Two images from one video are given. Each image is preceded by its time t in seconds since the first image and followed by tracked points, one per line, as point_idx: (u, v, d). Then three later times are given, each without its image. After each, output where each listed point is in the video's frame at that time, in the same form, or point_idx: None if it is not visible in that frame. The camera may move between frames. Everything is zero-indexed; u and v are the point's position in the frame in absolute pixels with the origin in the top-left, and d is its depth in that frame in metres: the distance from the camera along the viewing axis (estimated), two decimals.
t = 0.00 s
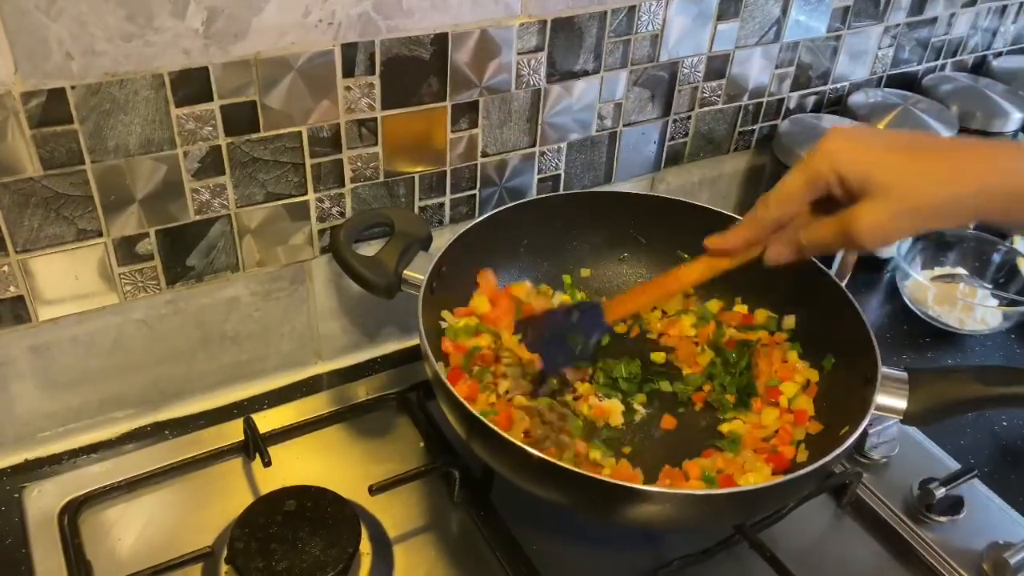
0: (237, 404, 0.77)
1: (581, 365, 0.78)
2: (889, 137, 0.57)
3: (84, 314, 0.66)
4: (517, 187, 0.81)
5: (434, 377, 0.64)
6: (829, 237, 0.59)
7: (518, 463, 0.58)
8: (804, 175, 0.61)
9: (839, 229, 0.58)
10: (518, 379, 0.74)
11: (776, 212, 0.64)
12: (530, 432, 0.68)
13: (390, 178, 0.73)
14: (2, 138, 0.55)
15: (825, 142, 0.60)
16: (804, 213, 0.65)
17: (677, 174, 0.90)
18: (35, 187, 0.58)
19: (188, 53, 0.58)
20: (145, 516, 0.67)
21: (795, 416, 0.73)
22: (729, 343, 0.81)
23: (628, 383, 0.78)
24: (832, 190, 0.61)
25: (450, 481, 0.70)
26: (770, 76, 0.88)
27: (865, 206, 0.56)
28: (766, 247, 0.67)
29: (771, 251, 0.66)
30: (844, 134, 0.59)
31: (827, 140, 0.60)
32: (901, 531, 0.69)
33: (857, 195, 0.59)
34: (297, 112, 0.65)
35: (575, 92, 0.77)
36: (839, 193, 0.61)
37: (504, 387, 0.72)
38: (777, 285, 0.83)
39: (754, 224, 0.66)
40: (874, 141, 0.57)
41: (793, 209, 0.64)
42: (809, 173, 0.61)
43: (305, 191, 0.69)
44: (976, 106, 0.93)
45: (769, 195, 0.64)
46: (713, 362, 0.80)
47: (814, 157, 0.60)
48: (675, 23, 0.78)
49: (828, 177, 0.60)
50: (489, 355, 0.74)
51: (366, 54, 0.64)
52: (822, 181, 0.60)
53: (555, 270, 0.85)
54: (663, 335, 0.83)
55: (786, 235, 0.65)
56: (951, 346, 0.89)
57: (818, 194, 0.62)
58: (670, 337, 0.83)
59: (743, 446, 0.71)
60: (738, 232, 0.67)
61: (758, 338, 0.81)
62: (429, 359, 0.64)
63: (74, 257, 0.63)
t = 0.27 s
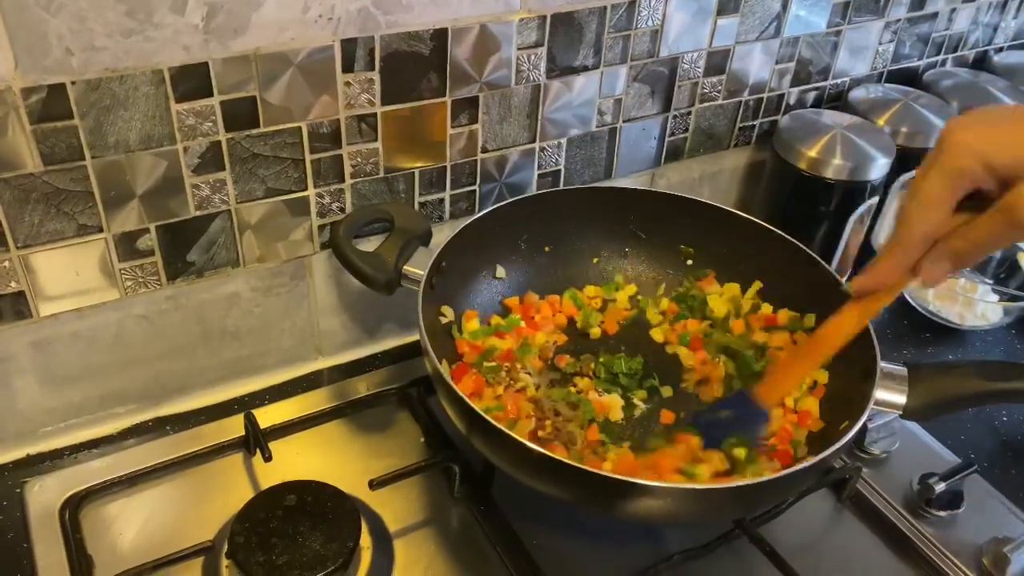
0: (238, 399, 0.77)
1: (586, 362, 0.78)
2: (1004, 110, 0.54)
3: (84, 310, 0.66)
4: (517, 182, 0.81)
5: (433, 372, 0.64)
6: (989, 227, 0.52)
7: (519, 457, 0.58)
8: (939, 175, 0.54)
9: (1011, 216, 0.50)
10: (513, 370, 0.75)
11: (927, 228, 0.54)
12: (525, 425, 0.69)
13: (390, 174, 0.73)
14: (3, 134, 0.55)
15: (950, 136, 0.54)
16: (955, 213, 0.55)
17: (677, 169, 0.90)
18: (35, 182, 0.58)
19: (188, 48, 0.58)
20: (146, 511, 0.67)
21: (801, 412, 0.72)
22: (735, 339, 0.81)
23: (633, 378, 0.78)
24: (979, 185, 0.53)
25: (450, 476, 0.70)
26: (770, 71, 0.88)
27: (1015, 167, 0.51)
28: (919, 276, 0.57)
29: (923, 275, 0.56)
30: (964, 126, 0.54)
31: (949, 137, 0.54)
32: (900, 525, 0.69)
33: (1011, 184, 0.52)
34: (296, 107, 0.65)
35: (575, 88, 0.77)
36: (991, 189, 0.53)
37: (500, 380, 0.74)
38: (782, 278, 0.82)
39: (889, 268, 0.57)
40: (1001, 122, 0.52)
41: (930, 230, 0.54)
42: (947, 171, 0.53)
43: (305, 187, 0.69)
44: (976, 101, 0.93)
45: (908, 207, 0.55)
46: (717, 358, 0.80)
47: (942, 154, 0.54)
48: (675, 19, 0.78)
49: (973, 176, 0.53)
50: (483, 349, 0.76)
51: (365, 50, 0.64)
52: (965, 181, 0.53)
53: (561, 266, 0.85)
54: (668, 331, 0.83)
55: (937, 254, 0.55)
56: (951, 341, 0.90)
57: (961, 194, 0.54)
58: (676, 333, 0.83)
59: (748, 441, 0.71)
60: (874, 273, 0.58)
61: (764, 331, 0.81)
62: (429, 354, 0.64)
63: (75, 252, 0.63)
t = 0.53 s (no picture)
0: (239, 396, 0.77)
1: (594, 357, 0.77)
2: (945, 69, 0.58)
3: (86, 306, 0.66)
4: (519, 179, 0.81)
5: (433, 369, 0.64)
6: (882, 176, 0.60)
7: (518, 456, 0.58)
8: (852, 121, 0.62)
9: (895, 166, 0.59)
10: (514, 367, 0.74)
11: (828, 160, 0.64)
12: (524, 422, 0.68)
13: (391, 170, 0.73)
14: (4, 130, 0.55)
15: (874, 89, 0.60)
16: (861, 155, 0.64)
17: (678, 166, 0.90)
18: (37, 178, 0.58)
19: (190, 44, 0.58)
20: (147, 507, 0.67)
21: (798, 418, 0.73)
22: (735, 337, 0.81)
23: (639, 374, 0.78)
24: (882, 132, 0.62)
25: (451, 473, 0.70)
26: (772, 69, 0.88)
27: (926, 118, 0.57)
28: (820, 199, 0.65)
29: (829, 199, 0.65)
30: (891, 82, 0.59)
31: (872, 93, 0.61)
32: (901, 522, 0.69)
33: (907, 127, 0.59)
34: (298, 103, 0.65)
35: (577, 84, 0.77)
36: (886, 133, 0.62)
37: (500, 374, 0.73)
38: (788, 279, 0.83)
39: (806, 180, 0.65)
40: (925, 79, 0.58)
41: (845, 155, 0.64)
42: (856, 119, 0.62)
43: (306, 183, 0.69)
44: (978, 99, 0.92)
45: (826, 139, 0.64)
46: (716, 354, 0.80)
47: (863, 104, 0.61)
48: (677, 16, 0.77)
49: (880, 118, 0.60)
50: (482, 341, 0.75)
51: (367, 46, 0.64)
52: (865, 123, 0.62)
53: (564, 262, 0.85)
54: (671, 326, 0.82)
55: (842, 180, 0.63)
56: (953, 339, 0.89)
57: (867, 138, 0.63)
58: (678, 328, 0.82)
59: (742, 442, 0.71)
60: (800, 179, 0.66)
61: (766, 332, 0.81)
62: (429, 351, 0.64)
63: (76, 248, 0.63)
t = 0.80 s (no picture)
0: (242, 393, 0.77)
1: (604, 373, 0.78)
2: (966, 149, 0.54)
3: (90, 303, 0.66)
4: (522, 178, 0.81)
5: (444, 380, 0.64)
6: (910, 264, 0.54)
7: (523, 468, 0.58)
8: (871, 208, 0.57)
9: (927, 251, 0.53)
10: (528, 380, 0.74)
11: (849, 257, 0.58)
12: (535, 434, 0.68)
13: (396, 168, 0.73)
14: (10, 126, 0.55)
15: (883, 167, 0.56)
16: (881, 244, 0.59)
17: (682, 165, 0.90)
18: (42, 175, 0.58)
19: (195, 41, 0.58)
20: (151, 504, 0.67)
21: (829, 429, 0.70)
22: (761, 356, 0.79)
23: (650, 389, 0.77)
24: (907, 217, 0.56)
25: (455, 471, 0.70)
26: (776, 68, 0.88)
27: (977, 196, 0.51)
28: (841, 300, 0.60)
29: (848, 305, 0.59)
30: (896, 159, 0.56)
31: (882, 167, 0.57)
32: (906, 523, 0.69)
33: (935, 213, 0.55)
34: (303, 100, 0.65)
35: (581, 83, 0.76)
36: (913, 221, 0.57)
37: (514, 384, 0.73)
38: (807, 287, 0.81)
39: (821, 286, 0.60)
40: (933, 158, 0.54)
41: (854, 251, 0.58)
42: (873, 209, 0.56)
43: (310, 180, 0.69)
44: (982, 98, 0.92)
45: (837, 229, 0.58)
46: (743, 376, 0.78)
47: (874, 189, 0.56)
48: (681, 15, 0.77)
49: (897, 205, 0.56)
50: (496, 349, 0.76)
51: (372, 43, 0.64)
52: (895, 210, 0.56)
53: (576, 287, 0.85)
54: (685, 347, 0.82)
55: (865, 280, 0.58)
56: (956, 338, 0.89)
57: (888, 227, 0.57)
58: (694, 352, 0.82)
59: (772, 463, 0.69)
60: (802, 295, 0.62)
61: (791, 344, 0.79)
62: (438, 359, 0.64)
63: (81, 245, 0.63)
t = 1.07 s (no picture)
0: (245, 391, 0.78)
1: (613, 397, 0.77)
2: None
3: (93, 301, 0.66)
4: (525, 176, 0.81)
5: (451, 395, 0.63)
6: (987, 164, 0.56)
7: (526, 479, 0.57)
8: (945, 120, 0.60)
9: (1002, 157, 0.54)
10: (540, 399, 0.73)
11: (924, 166, 0.61)
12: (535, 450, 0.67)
13: (399, 167, 0.73)
14: (14, 124, 0.55)
15: (963, 82, 0.60)
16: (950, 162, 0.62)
17: (685, 164, 0.90)
18: (46, 172, 0.58)
19: (199, 39, 0.58)
20: (154, 502, 0.67)
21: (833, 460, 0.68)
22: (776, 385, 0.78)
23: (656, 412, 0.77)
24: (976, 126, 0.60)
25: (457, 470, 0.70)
26: (779, 67, 0.88)
27: None
28: (920, 209, 0.62)
29: (927, 210, 0.61)
30: (980, 72, 0.60)
31: (961, 81, 0.60)
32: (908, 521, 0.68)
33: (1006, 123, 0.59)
34: (306, 99, 0.65)
35: (584, 82, 0.76)
36: (982, 126, 0.60)
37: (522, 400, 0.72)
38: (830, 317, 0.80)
39: (901, 197, 0.61)
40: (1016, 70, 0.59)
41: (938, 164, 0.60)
42: (953, 116, 0.60)
43: (314, 178, 0.69)
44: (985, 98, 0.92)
45: (919, 142, 0.61)
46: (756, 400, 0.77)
47: (951, 99, 0.60)
48: (684, 14, 0.77)
49: (972, 112, 0.59)
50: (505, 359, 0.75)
51: (375, 42, 0.64)
52: (964, 117, 0.59)
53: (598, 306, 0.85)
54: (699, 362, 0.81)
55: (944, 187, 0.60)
56: (959, 338, 0.90)
57: (960, 138, 0.61)
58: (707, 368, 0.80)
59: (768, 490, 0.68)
60: (890, 200, 0.62)
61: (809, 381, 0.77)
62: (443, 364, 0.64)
63: (85, 243, 0.63)
